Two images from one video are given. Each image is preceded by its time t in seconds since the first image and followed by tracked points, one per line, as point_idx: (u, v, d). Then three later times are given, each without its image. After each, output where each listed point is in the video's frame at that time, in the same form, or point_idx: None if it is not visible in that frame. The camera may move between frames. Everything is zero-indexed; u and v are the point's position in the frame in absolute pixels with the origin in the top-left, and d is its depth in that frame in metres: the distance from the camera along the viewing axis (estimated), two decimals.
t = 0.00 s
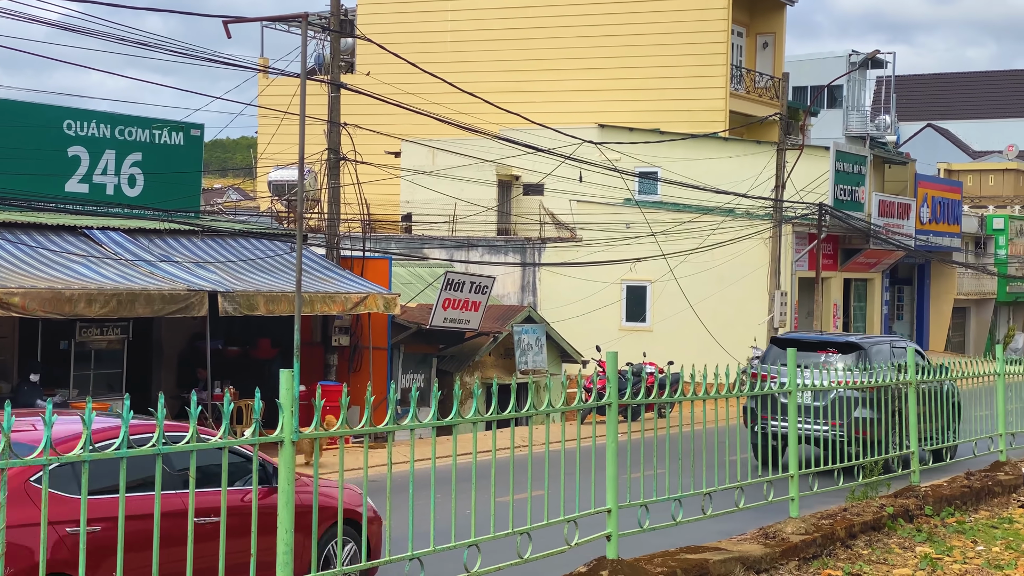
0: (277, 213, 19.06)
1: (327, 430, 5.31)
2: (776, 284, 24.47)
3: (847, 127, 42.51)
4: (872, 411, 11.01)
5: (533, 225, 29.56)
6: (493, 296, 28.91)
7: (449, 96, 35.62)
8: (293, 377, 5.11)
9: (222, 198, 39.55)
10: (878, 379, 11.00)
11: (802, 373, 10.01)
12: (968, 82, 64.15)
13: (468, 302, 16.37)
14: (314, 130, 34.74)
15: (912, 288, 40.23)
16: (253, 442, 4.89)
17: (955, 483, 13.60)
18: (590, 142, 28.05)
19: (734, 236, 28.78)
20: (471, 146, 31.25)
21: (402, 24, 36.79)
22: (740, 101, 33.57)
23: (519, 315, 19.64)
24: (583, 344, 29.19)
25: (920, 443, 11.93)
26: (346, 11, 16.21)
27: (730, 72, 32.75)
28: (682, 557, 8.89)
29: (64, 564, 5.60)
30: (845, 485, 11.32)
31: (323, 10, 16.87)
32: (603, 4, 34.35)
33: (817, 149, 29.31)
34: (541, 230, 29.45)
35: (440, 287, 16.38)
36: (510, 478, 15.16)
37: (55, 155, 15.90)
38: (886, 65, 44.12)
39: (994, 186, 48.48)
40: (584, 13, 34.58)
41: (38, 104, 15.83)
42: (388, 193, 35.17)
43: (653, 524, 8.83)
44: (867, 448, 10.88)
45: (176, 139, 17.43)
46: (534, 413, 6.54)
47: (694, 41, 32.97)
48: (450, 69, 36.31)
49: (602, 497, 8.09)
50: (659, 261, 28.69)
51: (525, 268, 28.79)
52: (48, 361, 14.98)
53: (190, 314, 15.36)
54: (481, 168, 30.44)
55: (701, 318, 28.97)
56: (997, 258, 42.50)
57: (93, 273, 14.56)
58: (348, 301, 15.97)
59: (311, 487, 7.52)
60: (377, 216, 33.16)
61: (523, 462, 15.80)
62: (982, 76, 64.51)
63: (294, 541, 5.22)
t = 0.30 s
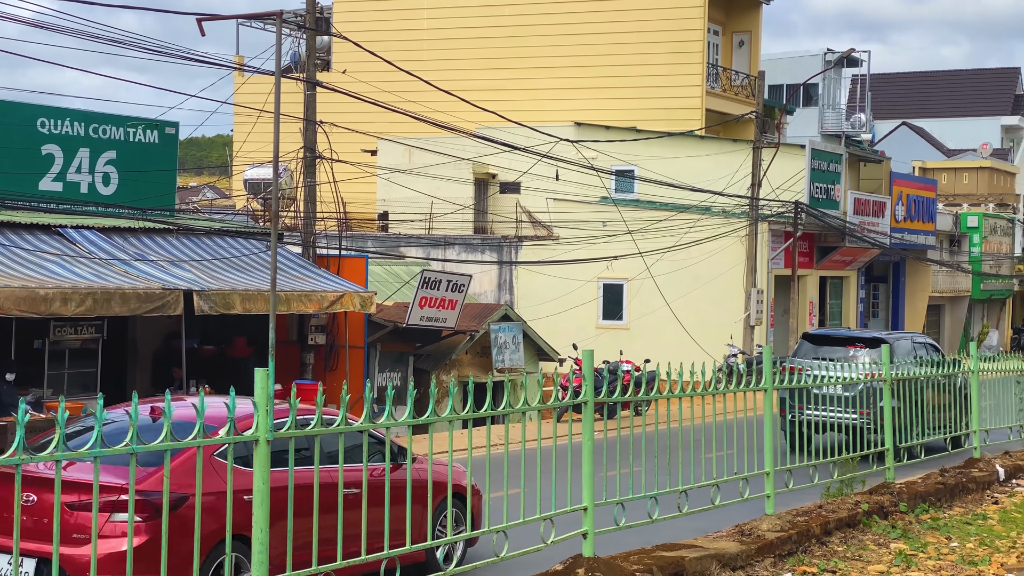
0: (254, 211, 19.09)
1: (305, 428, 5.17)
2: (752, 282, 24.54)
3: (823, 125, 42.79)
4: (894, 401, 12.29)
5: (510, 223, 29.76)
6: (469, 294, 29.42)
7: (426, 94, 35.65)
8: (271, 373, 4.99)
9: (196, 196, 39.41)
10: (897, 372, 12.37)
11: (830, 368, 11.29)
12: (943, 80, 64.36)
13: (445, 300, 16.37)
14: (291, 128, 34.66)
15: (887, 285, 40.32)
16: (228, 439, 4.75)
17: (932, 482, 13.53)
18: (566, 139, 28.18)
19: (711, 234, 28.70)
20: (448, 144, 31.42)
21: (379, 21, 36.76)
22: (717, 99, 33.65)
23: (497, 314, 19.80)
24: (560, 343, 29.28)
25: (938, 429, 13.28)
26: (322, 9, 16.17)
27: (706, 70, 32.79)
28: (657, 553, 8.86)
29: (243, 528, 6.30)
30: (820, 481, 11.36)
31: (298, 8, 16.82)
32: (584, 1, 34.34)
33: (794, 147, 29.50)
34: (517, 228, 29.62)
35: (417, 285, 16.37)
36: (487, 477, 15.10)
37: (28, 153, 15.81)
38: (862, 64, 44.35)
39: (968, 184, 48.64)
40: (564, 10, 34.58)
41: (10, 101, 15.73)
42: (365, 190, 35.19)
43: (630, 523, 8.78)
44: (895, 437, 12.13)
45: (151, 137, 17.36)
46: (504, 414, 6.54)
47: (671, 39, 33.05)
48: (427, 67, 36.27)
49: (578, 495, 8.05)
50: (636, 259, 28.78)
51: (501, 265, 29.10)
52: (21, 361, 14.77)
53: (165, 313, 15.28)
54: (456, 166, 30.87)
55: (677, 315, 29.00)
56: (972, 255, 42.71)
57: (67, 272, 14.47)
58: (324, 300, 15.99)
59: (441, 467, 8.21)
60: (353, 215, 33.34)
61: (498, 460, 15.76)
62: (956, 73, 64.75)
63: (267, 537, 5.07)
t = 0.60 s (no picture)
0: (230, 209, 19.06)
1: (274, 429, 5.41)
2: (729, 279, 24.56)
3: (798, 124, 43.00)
4: (911, 390, 13.47)
5: (487, 220, 29.87)
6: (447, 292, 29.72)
7: (403, 92, 35.67)
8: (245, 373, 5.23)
9: (170, 195, 39.23)
10: (912, 365, 13.49)
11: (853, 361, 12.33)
12: (918, 78, 64.49)
13: (422, 298, 16.34)
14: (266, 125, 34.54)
15: (863, 283, 40.46)
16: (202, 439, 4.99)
17: (906, 479, 13.53)
18: (544, 137, 28.38)
19: (687, 232, 28.61)
20: (425, 142, 31.63)
21: (356, 19, 36.81)
22: (693, 97, 33.72)
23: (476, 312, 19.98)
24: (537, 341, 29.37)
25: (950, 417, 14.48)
26: (298, 7, 16.12)
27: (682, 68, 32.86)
28: (633, 551, 8.80)
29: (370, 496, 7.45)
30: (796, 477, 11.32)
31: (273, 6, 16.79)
32: None
33: (770, 144, 29.25)
34: (495, 226, 29.76)
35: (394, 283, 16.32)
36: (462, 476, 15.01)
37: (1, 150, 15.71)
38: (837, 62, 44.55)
39: (942, 181, 48.70)
40: (543, 8, 34.59)
41: None
42: (342, 188, 35.20)
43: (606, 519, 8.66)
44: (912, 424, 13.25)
45: (126, 135, 17.31)
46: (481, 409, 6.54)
47: (647, 37, 33.09)
48: (404, 64, 36.29)
49: (555, 492, 7.94)
50: (612, 257, 28.92)
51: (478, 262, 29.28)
52: None
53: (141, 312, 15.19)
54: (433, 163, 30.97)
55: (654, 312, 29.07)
56: (946, 253, 42.93)
57: (42, 270, 14.38)
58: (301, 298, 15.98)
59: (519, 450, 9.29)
60: (330, 212, 33.43)
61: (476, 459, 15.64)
62: (932, 71, 64.91)
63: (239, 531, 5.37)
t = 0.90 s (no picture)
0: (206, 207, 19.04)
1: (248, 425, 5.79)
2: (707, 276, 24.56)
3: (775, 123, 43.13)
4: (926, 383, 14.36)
5: (465, 219, 29.90)
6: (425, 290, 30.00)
7: (381, 90, 35.64)
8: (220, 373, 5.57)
9: (146, 194, 39.05)
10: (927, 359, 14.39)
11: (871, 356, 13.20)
12: (895, 78, 64.81)
13: (400, 297, 16.33)
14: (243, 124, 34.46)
15: (839, 281, 40.63)
16: (178, 437, 5.31)
17: (883, 477, 13.54)
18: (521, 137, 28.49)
19: (664, 231, 28.58)
20: (403, 141, 31.74)
21: (334, 18, 36.84)
22: (670, 95, 33.77)
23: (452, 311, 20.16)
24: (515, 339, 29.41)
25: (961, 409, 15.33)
26: (275, 5, 16.07)
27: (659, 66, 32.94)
28: (611, 549, 8.76)
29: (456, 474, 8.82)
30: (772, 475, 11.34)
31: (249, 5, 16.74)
32: None
33: (747, 143, 29.32)
34: (473, 224, 29.83)
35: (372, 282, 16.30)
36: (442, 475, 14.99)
37: None
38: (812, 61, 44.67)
39: (919, 180, 49.00)
40: (523, 6, 34.59)
41: None
42: (319, 187, 35.17)
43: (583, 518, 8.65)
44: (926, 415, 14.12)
45: (101, 133, 17.23)
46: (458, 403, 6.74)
47: (626, 35, 33.11)
48: (383, 63, 36.31)
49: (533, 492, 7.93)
50: (590, 255, 28.93)
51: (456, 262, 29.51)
52: None
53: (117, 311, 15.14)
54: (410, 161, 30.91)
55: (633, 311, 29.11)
56: (923, 251, 43.03)
57: (18, 270, 14.32)
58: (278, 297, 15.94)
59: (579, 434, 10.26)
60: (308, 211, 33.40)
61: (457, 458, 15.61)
62: (907, 70, 65.33)
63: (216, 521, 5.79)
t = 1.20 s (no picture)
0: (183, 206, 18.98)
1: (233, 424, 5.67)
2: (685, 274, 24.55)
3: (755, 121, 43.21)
4: (937, 375, 15.35)
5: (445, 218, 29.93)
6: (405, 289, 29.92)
7: (361, 88, 35.65)
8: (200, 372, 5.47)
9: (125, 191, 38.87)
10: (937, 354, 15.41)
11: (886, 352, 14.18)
12: (875, 77, 65.04)
13: (379, 296, 16.31)
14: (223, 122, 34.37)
15: (818, 279, 40.83)
16: (156, 438, 5.21)
17: (862, 475, 13.56)
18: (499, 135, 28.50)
19: (644, 229, 28.68)
20: (381, 139, 31.61)
21: (316, 17, 36.81)
22: (651, 94, 33.80)
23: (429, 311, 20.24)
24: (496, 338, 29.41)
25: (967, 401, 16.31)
26: (254, 2, 16.02)
27: (640, 65, 32.98)
28: (589, 547, 8.72)
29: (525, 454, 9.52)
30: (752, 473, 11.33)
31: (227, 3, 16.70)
32: None
33: (728, 142, 29.45)
34: (453, 223, 29.87)
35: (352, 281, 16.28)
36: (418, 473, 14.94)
37: None
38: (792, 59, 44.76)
39: (897, 179, 49.23)
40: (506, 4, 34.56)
41: None
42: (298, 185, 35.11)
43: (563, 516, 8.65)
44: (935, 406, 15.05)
45: (79, 131, 17.15)
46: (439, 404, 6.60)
47: (607, 34, 33.11)
48: (366, 61, 36.26)
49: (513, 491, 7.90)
50: (570, 254, 28.96)
51: (436, 260, 29.63)
52: None
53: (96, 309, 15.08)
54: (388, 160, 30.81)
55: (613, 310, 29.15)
56: (901, 249, 43.15)
57: None
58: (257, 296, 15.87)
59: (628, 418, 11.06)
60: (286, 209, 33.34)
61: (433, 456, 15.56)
62: (886, 70, 65.60)
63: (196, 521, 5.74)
